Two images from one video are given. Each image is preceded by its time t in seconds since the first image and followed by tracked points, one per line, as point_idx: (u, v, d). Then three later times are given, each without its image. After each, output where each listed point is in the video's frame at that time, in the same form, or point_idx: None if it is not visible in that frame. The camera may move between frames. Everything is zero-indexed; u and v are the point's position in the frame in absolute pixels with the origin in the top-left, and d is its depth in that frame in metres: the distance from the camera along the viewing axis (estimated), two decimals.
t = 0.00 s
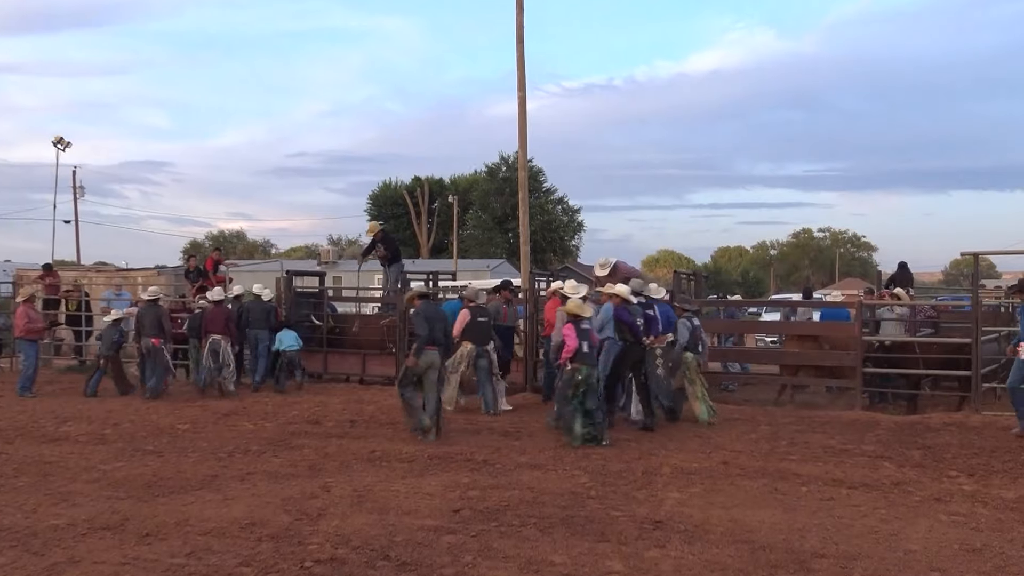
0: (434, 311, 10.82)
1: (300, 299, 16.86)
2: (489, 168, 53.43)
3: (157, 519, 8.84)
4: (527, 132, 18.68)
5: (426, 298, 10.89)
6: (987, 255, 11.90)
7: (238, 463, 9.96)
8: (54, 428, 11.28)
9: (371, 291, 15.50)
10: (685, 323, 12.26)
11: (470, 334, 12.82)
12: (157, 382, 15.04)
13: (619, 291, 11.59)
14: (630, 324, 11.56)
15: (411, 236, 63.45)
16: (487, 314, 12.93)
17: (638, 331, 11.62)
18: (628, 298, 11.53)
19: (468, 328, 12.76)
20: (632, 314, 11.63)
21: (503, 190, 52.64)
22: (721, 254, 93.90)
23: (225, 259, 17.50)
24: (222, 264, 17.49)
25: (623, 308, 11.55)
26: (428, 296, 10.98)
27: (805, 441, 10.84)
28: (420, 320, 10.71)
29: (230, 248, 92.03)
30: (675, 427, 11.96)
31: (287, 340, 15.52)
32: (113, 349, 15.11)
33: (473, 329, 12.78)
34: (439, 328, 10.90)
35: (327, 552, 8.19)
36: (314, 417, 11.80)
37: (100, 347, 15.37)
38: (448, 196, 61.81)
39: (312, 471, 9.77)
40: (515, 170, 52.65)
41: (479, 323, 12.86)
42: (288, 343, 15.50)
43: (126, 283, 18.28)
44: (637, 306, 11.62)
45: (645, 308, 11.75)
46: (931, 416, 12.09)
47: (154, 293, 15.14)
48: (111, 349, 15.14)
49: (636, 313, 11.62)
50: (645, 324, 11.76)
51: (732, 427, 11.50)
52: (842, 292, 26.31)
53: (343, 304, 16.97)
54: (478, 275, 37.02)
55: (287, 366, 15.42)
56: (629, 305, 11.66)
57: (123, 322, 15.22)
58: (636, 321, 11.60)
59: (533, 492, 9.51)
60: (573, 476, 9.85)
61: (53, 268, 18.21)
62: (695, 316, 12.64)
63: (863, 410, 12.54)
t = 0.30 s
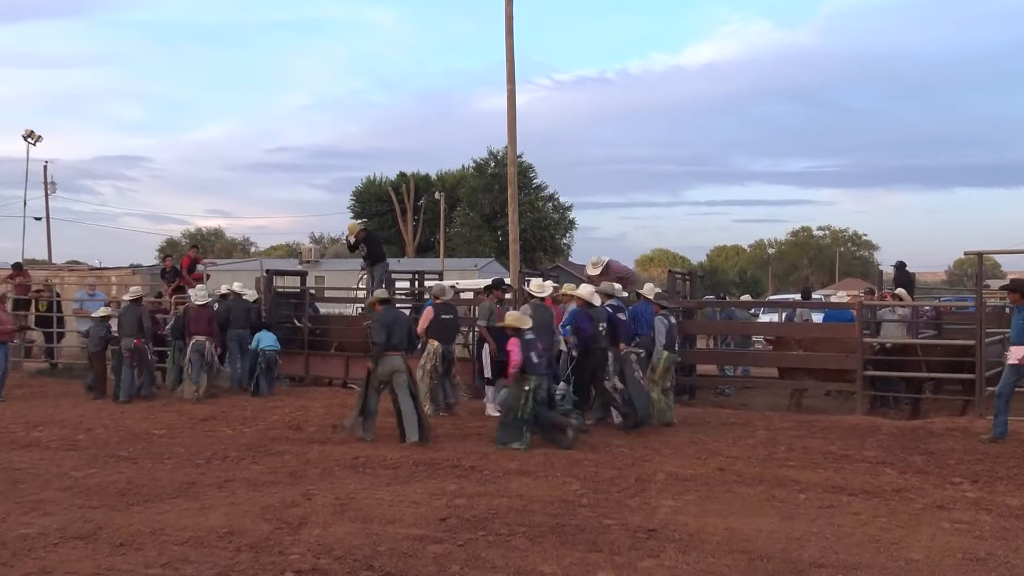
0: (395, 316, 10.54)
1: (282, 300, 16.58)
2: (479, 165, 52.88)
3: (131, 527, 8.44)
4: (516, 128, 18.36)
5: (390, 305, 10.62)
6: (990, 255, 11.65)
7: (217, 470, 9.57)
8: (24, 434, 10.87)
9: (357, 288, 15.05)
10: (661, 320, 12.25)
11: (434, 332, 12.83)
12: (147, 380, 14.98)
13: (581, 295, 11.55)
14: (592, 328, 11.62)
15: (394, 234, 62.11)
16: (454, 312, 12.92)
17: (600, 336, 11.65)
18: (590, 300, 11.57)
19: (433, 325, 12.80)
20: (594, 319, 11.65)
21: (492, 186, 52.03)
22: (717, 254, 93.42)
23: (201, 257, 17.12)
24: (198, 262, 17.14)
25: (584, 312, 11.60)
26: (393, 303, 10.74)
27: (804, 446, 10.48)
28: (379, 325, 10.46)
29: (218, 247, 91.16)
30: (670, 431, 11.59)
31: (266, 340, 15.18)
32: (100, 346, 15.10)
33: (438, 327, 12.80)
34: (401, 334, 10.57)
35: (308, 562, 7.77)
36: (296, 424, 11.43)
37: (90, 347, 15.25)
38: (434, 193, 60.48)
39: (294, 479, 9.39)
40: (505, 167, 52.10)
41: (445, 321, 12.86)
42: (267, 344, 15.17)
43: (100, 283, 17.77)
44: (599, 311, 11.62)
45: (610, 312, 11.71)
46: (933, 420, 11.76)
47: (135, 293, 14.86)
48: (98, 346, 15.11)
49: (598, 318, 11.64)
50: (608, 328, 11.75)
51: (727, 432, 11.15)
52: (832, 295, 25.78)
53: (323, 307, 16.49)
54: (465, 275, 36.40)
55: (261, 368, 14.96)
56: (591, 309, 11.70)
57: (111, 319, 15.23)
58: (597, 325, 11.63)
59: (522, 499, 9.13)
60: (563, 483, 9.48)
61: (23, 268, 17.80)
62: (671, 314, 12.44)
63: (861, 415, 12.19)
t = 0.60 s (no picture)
0: (358, 312, 10.37)
1: (269, 301, 16.12)
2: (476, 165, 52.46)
3: (111, 537, 8.03)
4: (512, 124, 18.03)
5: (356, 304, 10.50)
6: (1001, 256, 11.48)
7: (201, 478, 9.19)
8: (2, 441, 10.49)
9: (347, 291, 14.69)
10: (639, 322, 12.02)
11: (408, 338, 12.32)
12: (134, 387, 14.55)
13: (557, 292, 11.19)
14: (567, 327, 11.16)
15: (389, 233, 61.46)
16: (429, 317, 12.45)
17: (577, 335, 11.17)
18: (566, 297, 11.13)
19: (407, 331, 12.31)
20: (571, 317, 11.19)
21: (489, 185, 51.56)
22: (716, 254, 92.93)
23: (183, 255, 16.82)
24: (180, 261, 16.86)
25: (560, 310, 11.18)
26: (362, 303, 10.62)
27: (809, 454, 10.13)
28: (341, 321, 10.31)
29: (213, 246, 90.59)
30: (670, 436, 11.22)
31: (250, 338, 15.03)
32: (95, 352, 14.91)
33: (413, 334, 12.26)
34: (363, 331, 10.35)
35: (293, 573, 7.35)
36: (283, 431, 11.05)
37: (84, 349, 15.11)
38: (427, 191, 59.70)
39: (280, 487, 9.02)
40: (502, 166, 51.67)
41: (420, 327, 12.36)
42: (251, 342, 15.04)
43: (82, 284, 17.34)
44: (576, 309, 11.16)
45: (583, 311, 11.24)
46: (943, 427, 11.42)
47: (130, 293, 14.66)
48: (92, 351, 14.91)
49: (575, 316, 11.18)
50: (585, 326, 11.31)
51: (729, 439, 10.77)
52: (829, 299, 25.26)
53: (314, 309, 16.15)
54: (459, 276, 35.91)
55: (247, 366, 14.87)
56: (567, 306, 11.26)
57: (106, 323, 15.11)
58: (574, 323, 11.16)
59: (517, 509, 8.75)
60: (560, 491, 9.09)
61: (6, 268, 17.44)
62: (653, 317, 12.12)
63: (867, 422, 11.81)
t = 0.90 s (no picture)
0: (335, 317, 10.26)
1: (259, 304, 15.79)
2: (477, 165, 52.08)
3: (93, 548, 7.64)
4: (510, 121, 17.72)
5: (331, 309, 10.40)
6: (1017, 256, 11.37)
7: (187, 487, 8.82)
8: None
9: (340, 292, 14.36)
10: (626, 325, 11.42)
11: (386, 336, 12.31)
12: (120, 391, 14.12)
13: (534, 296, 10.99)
14: (545, 332, 11.14)
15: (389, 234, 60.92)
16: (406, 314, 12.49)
17: (553, 341, 11.18)
18: (544, 304, 11.05)
19: (386, 330, 12.27)
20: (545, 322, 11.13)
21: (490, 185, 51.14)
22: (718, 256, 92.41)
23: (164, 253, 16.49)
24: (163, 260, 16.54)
25: (537, 314, 11.08)
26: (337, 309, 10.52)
27: (818, 463, 9.78)
28: (317, 326, 10.14)
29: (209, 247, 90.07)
30: (673, 443, 10.86)
31: (229, 342, 14.51)
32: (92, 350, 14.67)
33: (391, 330, 12.30)
34: (338, 337, 10.24)
35: None
36: (272, 438, 10.70)
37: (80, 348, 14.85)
38: (421, 187, 58.66)
39: (269, 496, 8.65)
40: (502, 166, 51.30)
41: (398, 325, 12.36)
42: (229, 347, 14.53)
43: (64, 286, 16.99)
44: (551, 314, 11.11)
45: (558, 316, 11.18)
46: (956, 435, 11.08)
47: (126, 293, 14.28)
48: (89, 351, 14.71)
49: (551, 323, 11.17)
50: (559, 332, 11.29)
51: (734, 447, 10.43)
52: (835, 303, 24.81)
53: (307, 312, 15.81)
54: (455, 276, 35.47)
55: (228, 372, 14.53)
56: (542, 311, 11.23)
57: (102, 320, 14.74)
58: (550, 329, 11.16)
59: (516, 519, 8.37)
60: (560, 501, 8.72)
61: None
62: (639, 318, 11.50)
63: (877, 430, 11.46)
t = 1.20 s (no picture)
0: (308, 314, 10.27)
1: (245, 304, 15.49)
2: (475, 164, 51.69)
3: (73, 557, 7.26)
4: (506, 113, 17.44)
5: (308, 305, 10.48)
6: None
7: (172, 493, 8.47)
8: None
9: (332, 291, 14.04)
10: (613, 326, 11.12)
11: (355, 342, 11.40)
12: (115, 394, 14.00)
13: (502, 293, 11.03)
14: (523, 329, 11.00)
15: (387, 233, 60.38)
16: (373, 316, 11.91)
17: (528, 338, 11.04)
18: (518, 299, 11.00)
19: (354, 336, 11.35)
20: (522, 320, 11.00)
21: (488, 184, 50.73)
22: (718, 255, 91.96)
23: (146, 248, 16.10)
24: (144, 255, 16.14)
25: (514, 309, 11.00)
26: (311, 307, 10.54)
27: (825, 469, 9.48)
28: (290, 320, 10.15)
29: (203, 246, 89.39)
30: (675, 448, 10.55)
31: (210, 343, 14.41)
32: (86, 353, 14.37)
33: (361, 336, 11.13)
34: (310, 335, 10.20)
35: None
36: (260, 443, 10.38)
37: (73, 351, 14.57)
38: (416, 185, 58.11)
39: (257, 503, 8.31)
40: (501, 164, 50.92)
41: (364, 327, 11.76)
42: (211, 347, 14.43)
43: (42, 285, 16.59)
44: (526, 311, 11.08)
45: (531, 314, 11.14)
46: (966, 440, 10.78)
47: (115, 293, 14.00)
48: (82, 351, 14.40)
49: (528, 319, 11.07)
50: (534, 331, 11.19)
51: (738, 452, 10.13)
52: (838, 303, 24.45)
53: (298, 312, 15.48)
54: (449, 275, 35.09)
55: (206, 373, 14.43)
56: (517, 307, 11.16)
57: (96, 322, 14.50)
58: (526, 327, 11.05)
59: (512, 526, 8.02)
60: (557, 508, 8.38)
61: None
62: (629, 319, 11.21)
63: (885, 435, 11.14)
